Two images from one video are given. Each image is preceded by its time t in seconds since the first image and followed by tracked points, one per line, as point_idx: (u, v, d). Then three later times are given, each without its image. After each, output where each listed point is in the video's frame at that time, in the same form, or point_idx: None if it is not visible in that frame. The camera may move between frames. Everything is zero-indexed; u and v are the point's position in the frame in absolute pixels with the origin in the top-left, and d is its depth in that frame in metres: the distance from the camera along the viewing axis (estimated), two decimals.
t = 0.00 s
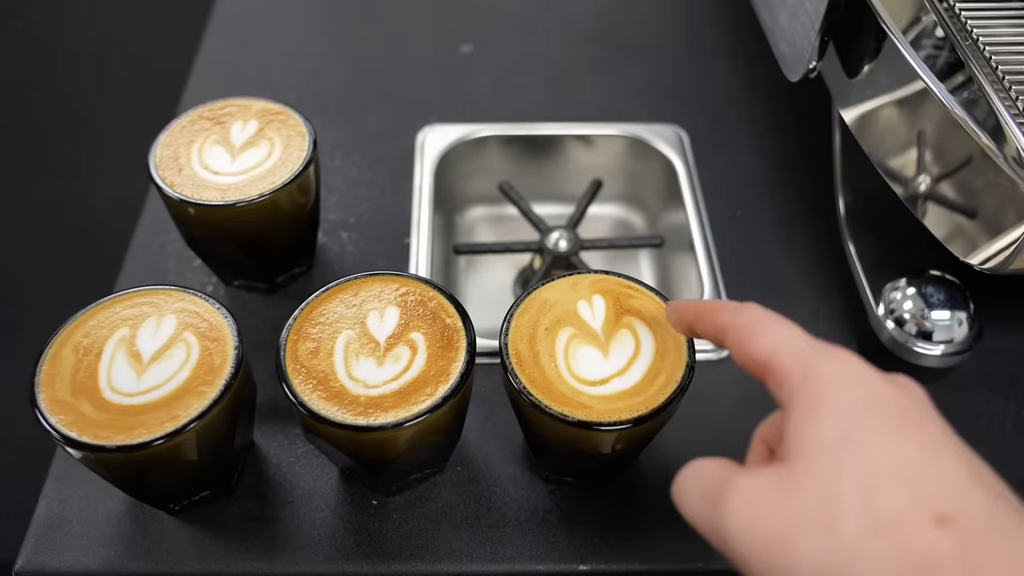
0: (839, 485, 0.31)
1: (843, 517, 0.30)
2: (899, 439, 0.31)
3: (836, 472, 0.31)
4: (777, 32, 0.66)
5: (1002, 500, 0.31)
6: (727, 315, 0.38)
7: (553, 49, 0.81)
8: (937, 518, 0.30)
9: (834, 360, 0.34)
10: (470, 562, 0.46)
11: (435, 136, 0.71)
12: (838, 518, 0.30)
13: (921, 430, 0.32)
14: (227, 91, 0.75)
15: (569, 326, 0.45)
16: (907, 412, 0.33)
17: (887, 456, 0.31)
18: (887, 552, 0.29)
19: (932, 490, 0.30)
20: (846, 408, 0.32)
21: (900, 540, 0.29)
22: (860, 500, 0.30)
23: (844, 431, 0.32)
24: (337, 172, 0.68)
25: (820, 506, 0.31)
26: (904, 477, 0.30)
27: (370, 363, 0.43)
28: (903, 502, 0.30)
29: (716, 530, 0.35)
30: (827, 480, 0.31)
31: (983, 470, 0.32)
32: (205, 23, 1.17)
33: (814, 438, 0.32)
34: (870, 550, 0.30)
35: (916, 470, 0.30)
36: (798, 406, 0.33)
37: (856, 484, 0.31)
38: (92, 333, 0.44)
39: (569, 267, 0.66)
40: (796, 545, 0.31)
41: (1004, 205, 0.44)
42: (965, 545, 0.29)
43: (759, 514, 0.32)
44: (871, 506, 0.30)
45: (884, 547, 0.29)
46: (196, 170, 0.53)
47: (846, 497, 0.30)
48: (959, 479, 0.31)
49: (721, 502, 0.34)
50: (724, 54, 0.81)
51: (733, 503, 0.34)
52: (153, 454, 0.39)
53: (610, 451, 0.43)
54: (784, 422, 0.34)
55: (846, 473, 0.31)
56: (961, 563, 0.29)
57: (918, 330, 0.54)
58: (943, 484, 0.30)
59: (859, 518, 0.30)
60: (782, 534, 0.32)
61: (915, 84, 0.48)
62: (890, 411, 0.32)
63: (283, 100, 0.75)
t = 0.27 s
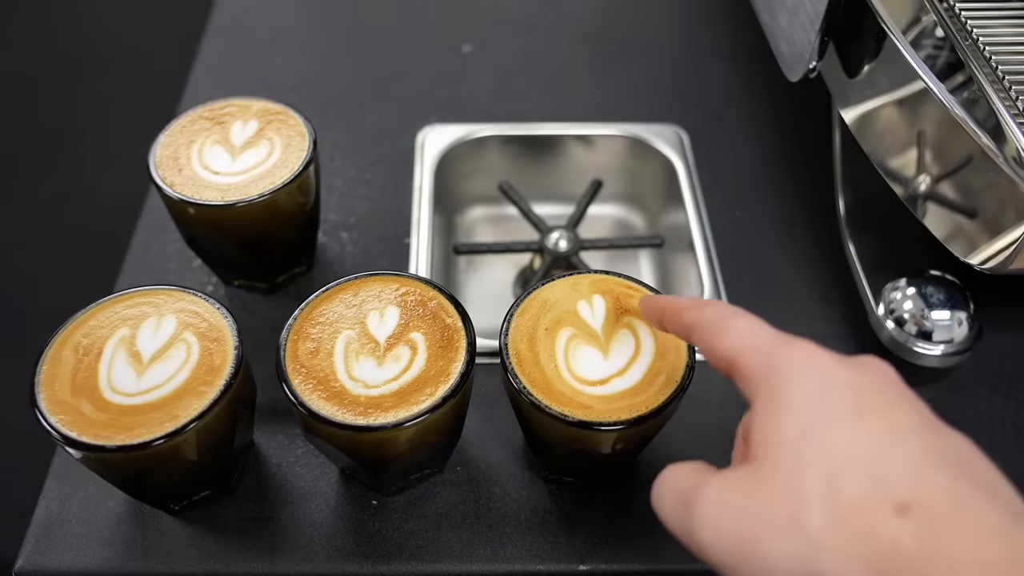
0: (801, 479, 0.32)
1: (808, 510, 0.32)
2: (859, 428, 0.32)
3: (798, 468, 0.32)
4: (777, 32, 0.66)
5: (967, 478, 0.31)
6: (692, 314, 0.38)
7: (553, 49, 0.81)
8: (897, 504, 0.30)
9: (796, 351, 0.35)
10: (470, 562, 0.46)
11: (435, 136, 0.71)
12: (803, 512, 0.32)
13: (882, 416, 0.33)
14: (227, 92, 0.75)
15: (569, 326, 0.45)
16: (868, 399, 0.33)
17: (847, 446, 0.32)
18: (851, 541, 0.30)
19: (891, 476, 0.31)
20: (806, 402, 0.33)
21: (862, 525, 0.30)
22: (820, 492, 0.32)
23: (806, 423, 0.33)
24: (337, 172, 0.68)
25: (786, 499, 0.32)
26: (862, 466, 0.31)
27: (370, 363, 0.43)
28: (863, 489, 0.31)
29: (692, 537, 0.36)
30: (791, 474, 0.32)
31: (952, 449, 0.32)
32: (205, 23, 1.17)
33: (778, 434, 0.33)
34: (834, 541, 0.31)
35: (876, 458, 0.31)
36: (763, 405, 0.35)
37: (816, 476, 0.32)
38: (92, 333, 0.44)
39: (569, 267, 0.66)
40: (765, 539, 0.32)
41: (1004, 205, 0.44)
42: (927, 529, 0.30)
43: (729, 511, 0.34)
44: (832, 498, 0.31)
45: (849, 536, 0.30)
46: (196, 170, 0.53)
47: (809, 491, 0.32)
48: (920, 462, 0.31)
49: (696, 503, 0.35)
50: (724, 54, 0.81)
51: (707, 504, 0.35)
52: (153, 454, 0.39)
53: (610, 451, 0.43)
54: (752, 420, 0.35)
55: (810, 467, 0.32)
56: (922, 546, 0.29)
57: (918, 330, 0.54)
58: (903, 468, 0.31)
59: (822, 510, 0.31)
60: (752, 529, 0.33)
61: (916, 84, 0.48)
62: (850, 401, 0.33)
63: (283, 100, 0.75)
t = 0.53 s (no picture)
0: (795, 447, 0.33)
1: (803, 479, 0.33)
2: (851, 397, 0.33)
3: (792, 436, 0.33)
4: (777, 31, 0.66)
5: (956, 440, 0.33)
6: (686, 299, 0.40)
7: (553, 49, 0.81)
8: (888, 465, 0.32)
9: (790, 327, 0.36)
10: (470, 562, 0.46)
11: (435, 136, 0.71)
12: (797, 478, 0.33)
13: (874, 386, 0.34)
14: (227, 92, 0.75)
15: (569, 326, 0.45)
16: (862, 371, 0.35)
17: (839, 414, 0.33)
18: (844, 504, 0.32)
19: (882, 440, 0.32)
20: (799, 375, 0.35)
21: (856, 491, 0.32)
22: (815, 460, 0.33)
23: (801, 395, 0.34)
24: (337, 172, 0.68)
25: (782, 469, 0.33)
26: (854, 434, 0.32)
27: (370, 363, 0.43)
28: (856, 455, 0.32)
29: (686, 509, 0.36)
30: (785, 443, 0.33)
31: (937, 415, 0.34)
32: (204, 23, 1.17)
33: (772, 405, 0.35)
34: (827, 504, 0.32)
35: (867, 424, 0.33)
36: (759, 379, 0.36)
37: (811, 445, 0.33)
38: (92, 334, 0.44)
39: (569, 267, 0.66)
40: (762, 509, 0.33)
41: (1004, 205, 0.44)
42: (917, 488, 0.31)
43: (725, 483, 0.34)
44: (825, 466, 0.32)
45: (842, 500, 0.32)
46: (196, 170, 0.53)
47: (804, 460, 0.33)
48: (909, 426, 0.33)
49: (690, 477, 0.36)
50: (724, 54, 0.81)
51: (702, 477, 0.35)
52: (153, 454, 0.39)
53: (610, 451, 0.43)
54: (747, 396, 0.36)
55: (805, 437, 0.33)
56: (913, 508, 0.31)
57: (918, 330, 0.54)
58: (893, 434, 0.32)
59: (817, 477, 0.32)
60: (748, 500, 0.33)
61: (916, 84, 0.48)
62: (843, 373, 0.34)
63: (283, 100, 0.75)
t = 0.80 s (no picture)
0: (788, 434, 0.33)
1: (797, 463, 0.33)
2: (843, 384, 0.34)
3: (786, 423, 0.34)
4: (777, 32, 0.66)
5: (948, 427, 0.33)
6: (678, 293, 0.40)
7: (553, 49, 0.81)
8: (880, 449, 0.32)
9: (782, 320, 0.37)
10: (470, 562, 0.46)
11: (435, 136, 0.71)
12: (790, 462, 0.33)
13: (866, 373, 0.34)
14: (227, 92, 0.75)
15: (569, 326, 0.45)
16: (854, 360, 0.35)
17: (832, 401, 0.33)
18: (838, 487, 0.32)
19: (875, 424, 0.33)
20: (792, 362, 0.35)
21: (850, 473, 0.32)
22: (809, 444, 0.33)
23: (793, 381, 0.34)
24: (337, 172, 0.68)
25: (777, 455, 0.33)
26: (847, 418, 0.33)
27: (370, 363, 0.43)
28: (849, 439, 0.32)
29: (683, 502, 0.36)
30: (778, 430, 0.34)
31: (929, 403, 0.34)
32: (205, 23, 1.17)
33: (766, 394, 0.35)
34: (822, 488, 0.32)
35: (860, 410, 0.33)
36: (753, 367, 0.36)
37: (805, 430, 0.33)
38: (92, 334, 0.44)
39: (569, 267, 0.66)
40: (758, 495, 0.33)
41: (1004, 205, 0.44)
42: (909, 471, 0.31)
43: (721, 471, 0.34)
44: (819, 450, 0.33)
45: (836, 483, 0.32)
46: (196, 170, 0.53)
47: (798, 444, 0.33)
48: (900, 411, 0.33)
49: (686, 468, 0.36)
50: (724, 54, 0.81)
51: (698, 466, 0.35)
52: (153, 454, 0.39)
53: (610, 451, 0.43)
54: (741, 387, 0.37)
55: (799, 422, 0.33)
56: (907, 487, 0.31)
57: (918, 330, 0.54)
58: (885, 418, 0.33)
59: (811, 461, 0.32)
60: (745, 488, 0.33)
61: (916, 84, 0.48)
62: (836, 361, 0.35)
63: (283, 100, 0.75)
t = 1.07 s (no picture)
0: (790, 434, 0.33)
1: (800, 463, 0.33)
2: (845, 384, 0.34)
3: (788, 423, 0.34)
4: (777, 31, 0.66)
5: (949, 424, 0.33)
6: (680, 292, 0.40)
7: (553, 49, 0.81)
8: (883, 447, 0.32)
9: (783, 319, 0.37)
10: (470, 562, 0.46)
11: (435, 136, 0.71)
12: (793, 462, 0.33)
13: (867, 372, 0.34)
14: (227, 91, 0.75)
15: (569, 326, 0.45)
16: (855, 358, 0.35)
17: (834, 400, 0.33)
18: (842, 488, 0.32)
19: (877, 423, 0.33)
20: (793, 362, 0.35)
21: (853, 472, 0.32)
22: (812, 444, 0.33)
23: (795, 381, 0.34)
24: (337, 172, 0.68)
25: (779, 455, 0.33)
26: (849, 417, 0.33)
27: (370, 363, 0.43)
28: (851, 438, 0.32)
29: (686, 503, 0.36)
30: (781, 431, 0.34)
31: (930, 401, 0.34)
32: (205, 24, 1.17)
33: (768, 393, 0.35)
34: (826, 488, 0.32)
35: (862, 409, 0.33)
36: (754, 367, 0.36)
37: (807, 430, 0.33)
38: (92, 334, 0.44)
39: (569, 267, 0.66)
40: (761, 496, 0.33)
41: (1004, 205, 0.44)
42: (911, 470, 0.31)
43: (724, 472, 0.34)
44: (821, 449, 0.33)
45: (839, 482, 0.32)
46: (196, 171, 0.53)
47: (801, 444, 0.33)
48: (902, 409, 0.33)
49: (690, 469, 0.36)
50: (724, 54, 0.81)
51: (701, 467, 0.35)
52: (153, 454, 0.39)
53: (610, 451, 0.43)
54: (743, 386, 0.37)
55: (801, 422, 0.33)
56: (910, 486, 0.31)
57: (918, 330, 0.54)
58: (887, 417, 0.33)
59: (814, 461, 0.32)
60: (748, 489, 0.33)
61: (916, 84, 0.48)
62: (837, 359, 0.35)
63: (283, 100, 0.75)
